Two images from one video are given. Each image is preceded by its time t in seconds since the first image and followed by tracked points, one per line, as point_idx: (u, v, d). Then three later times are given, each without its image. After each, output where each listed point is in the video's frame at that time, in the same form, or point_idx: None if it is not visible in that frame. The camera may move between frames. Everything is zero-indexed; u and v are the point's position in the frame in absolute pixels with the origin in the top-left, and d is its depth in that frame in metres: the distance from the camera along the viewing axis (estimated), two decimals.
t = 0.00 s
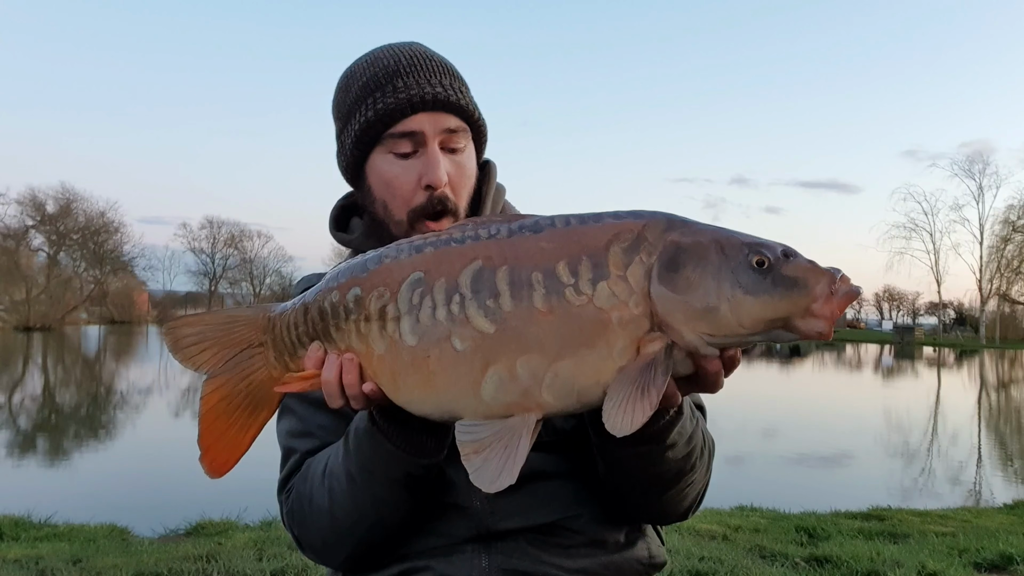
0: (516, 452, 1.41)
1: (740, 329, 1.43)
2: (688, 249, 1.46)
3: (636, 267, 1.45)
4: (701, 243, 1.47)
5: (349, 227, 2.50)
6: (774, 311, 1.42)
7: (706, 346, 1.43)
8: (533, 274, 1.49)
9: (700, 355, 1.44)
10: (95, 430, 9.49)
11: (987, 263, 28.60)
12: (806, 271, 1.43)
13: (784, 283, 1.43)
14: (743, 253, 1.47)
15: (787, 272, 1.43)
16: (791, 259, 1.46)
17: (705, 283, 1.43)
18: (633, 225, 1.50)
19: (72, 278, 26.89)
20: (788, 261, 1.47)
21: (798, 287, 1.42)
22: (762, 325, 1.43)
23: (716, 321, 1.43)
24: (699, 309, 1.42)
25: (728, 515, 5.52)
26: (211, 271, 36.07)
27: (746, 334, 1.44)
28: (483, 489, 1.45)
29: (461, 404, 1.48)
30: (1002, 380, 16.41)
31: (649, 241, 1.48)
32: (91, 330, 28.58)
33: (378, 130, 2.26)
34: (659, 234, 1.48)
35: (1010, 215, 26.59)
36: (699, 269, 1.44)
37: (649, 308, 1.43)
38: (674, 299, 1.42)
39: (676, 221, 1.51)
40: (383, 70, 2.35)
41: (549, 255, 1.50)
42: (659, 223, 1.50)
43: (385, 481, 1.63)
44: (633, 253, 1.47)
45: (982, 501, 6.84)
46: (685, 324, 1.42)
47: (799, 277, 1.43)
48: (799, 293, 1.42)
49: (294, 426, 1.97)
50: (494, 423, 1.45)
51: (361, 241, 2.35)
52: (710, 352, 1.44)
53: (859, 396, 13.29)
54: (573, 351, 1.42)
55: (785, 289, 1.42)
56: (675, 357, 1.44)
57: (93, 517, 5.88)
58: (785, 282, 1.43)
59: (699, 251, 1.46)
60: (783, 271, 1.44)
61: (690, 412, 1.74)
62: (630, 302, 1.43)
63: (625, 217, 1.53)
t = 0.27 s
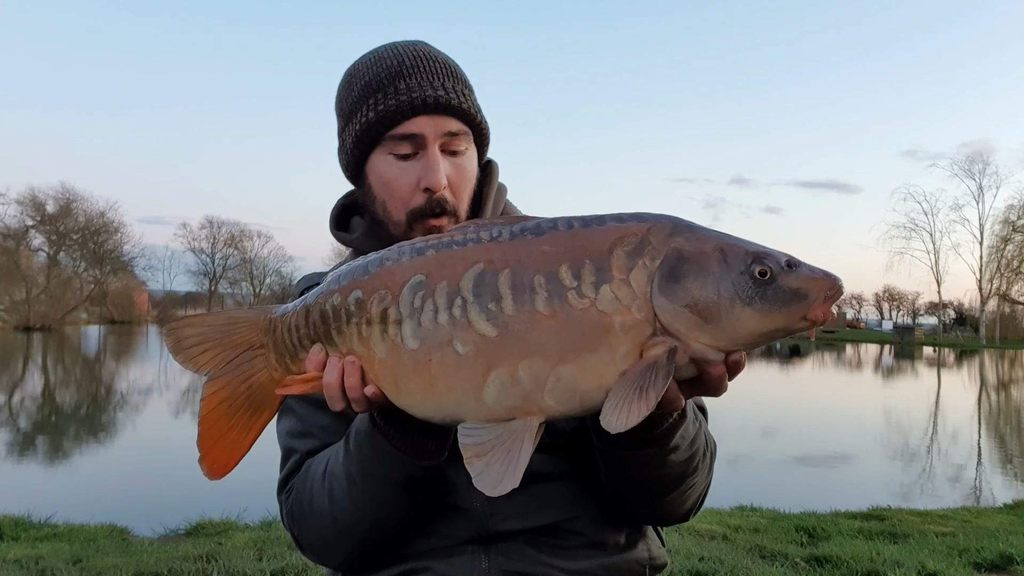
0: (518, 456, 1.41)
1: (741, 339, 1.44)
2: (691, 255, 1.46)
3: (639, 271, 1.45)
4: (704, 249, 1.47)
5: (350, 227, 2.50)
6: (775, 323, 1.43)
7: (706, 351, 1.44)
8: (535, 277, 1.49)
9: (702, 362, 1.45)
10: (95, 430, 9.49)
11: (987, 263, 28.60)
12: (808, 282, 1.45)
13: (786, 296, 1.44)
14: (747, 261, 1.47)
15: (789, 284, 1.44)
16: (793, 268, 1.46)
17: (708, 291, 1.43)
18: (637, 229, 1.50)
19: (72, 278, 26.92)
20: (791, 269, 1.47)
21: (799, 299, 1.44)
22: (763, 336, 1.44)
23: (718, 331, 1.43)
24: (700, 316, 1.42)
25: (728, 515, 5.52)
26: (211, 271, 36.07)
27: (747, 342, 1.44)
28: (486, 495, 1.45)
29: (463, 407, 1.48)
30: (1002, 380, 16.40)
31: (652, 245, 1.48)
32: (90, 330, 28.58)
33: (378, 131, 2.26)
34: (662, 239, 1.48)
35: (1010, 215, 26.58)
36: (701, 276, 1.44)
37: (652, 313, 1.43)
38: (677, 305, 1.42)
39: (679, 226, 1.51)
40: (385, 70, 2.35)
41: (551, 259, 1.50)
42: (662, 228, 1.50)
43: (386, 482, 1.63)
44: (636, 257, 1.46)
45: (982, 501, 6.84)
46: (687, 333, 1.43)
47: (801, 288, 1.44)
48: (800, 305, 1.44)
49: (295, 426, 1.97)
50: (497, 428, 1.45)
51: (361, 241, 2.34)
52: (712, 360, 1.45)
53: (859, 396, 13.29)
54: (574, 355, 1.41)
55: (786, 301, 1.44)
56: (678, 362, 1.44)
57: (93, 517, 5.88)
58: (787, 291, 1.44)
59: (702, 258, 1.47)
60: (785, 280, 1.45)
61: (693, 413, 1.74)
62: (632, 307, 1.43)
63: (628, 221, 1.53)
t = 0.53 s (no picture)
0: (516, 457, 1.41)
1: (740, 340, 1.43)
2: (691, 256, 1.46)
3: (639, 273, 1.45)
4: (704, 250, 1.47)
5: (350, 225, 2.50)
6: (775, 325, 1.43)
7: (705, 352, 1.44)
8: (535, 278, 1.49)
9: (701, 363, 1.45)
10: (95, 430, 9.49)
11: (987, 263, 28.59)
12: (809, 283, 1.44)
13: (786, 297, 1.44)
14: (747, 263, 1.47)
15: (789, 286, 1.44)
16: (794, 269, 1.46)
17: (707, 292, 1.43)
18: (637, 230, 1.50)
19: (72, 278, 26.93)
20: (791, 271, 1.47)
21: (799, 301, 1.44)
22: (762, 337, 1.44)
23: (716, 333, 1.43)
24: (700, 318, 1.43)
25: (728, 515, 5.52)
26: (211, 271, 36.07)
27: (746, 343, 1.44)
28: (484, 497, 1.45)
29: (462, 409, 1.48)
30: (1002, 380, 16.40)
31: (652, 246, 1.48)
32: (90, 330, 28.58)
33: (372, 126, 2.30)
34: (662, 240, 1.48)
35: (1010, 215, 26.57)
36: (700, 277, 1.44)
37: (651, 315, 1.43)
38: (676, 307, 1.42)
39: (679, 227, 1.51)
40: (384, 65, 2.36)
41: (551, 260, 1.50)
42: (662, 229, 1.50)
43: (385, 483, 1.63)
44: (636, 258, 1.46)
45: (982, 501, 6.83)
46: (686, 334, 1.42)
47: (801, 289, 1.44)
48: (800, 306, 1.43)
49: (295, 426, 1.97)
50: (495, 429, 1.45)
51: (361, 242, 2.35)
52: (711, 361, 1.44)
53: (859, 396, 13.28)
54: (573, 356, 1.41)
55: (785, 303, 1.43)
56: (676, 364, 1.44)
57: (93, 517, 5.88)
58: (787, 293, 1.43)
59: (702, 259, 1.47)
60: (785, 282, 1.45)
61: (694, 414, 1.74)
62: (632, 308, 1.43)
63: (628, 222, 1.53)
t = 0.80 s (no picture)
0: (515, 458, 1.42)
1: (738, 338, 1.43)
2: (689, 255, 1.46)
3: (637, 272, 1.45)
4: (702, 248, 1.48)
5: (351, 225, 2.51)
6: (775, 321, 1.43)
7: (703, 350, 1.44)
8: (532, 278, 1.49)
9: (699, 361, 1.45)
10: (95, 430, 9.49)
11: (987, 263, 28.59)
12: (808, 280, 1.44)
13: (785, 293, 1.43)
14: (745, 260, 1.47)
15: (789, 282, 1.44)
16: (792, 265, 1.46)
17: (705, 290, 1.43)
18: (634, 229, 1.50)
19: (72, 278, 26.94)
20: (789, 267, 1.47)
21: (798, 297, 1.43)
22: (762, 334, 1.43)
23: (715, 331, 1.43)
24: (698, 316, 1.42)
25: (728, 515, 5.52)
26: (211, 271, 36.07)
27: (745, 341, 1.44)
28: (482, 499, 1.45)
29: (460, 409, 1.48)
30: (1002, 380, 16.39)
31: (649, 245, 1.48)
32: (91, 330, 28.58)
33: (363, 121, 2.32)
34: (660, 239, 1.49)
35: (1010, 215, 26.56)
36: (699, 275, 1.44)
37: (649, 314, 1.43)
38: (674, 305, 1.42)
39: (676, 226, 1.51)
40: (379, 62, 2.37)
41: (548, 260, 1.50)
42: (660, 228, 1.50)
43: (385, 483, 1.63)
44: (634, 257, 1.46)
45: (982, 501, 6.84)
46: (684, 332, 1.43)
47: (800, 286, 1.43)
48: (800, 302, 1.43)
49: (296, 426, 1.97)
50: (493, 430, 1.45)
51: (361, 241, 2.35)
52: (708, 358, 1.44)
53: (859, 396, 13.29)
54: (571, 356, 1.41)
55: (785, 299, 1.43)
56: (675, 362, 1.44)
57: (93, 517, 5.88)
58: (785, 289, 1.43)
59: (699, 257, 1.47)
60: (784, 278, 1.45)
61: (693, 413, 1.74)
62: (630, 307, 1.43)
63: (625, 222, 1.53)
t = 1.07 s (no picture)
0: (516, 459, 1.41)
1: (740, 336, 1.43)
2: (689, 254, 1.46)
3: (637, 272, 1.45)
4: (702, 248, 1.48)
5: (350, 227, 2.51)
6: (777, 319, 1.42)
7: (703, 349, 1.44)
8: (532, 278, 1.49)
9: (699, 360, 1.45)
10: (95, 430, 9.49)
11: (987, 263, 28.59)
12: (808, 278, 1.43)
13: (786, 290, 1.43)
14: (745, 258, 1.47)
15: (790, 279, 1.43)
16: (792, 264, 1.46)
17: (706, 289, 1.43)
18: (634, 229, 1.50)
19: (72, 278, 26.95)
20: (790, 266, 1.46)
21: (799, 295, 1.43)
22: (764, 331, 1.43)
23: (717, 328, 1.43)
24: (699, 314, 1.42)
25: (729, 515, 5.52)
26: (211, 271, 36.07)
27: (745, 339, 1.43)
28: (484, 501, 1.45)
29: (461, 409, 1.48)
30: (1003, 380, 16.37)
31: (649, 245, 1.48)
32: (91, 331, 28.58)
33: (361, 126, 2.32)
34: (660, 239, 1.49)
35: (1010, 215, 26.56)
36: (699, 274, 1.44)
37: (650, 313, 1.43)
38: (675, 304, 1.42)
39: (677, 226, 1.51)
40: (376, 66, 2.37)
41: (548, 259, 1.50)
42: (660, 227, 1.50)
43: (385, 482, 1.63)
44: (634, 257, 1.47)
45: (982, 501, 6.83)
46: (685, 330, 1.42)
47: (801, 284, 1.43)
48: (801, 300, 1.42)
49: (297, 426, 1.97)
50: (494, 431, 1.45)
51: (361, 243, 2.35)
52: (708, 357, 1.44)
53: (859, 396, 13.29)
54: (571, 356, 1.41)
55: (787, 297, 1.42)
56: (675, 362, 1.44)
57: (93, 517, 5.88)
58: (786, 286, 1.43)
59: (700, 256, 1.47)
60: (785, 276, 1.44)
61: (693, 413, 1.74)
62: (630, 307, 1.43)
63: (625, 221, 1.53)
